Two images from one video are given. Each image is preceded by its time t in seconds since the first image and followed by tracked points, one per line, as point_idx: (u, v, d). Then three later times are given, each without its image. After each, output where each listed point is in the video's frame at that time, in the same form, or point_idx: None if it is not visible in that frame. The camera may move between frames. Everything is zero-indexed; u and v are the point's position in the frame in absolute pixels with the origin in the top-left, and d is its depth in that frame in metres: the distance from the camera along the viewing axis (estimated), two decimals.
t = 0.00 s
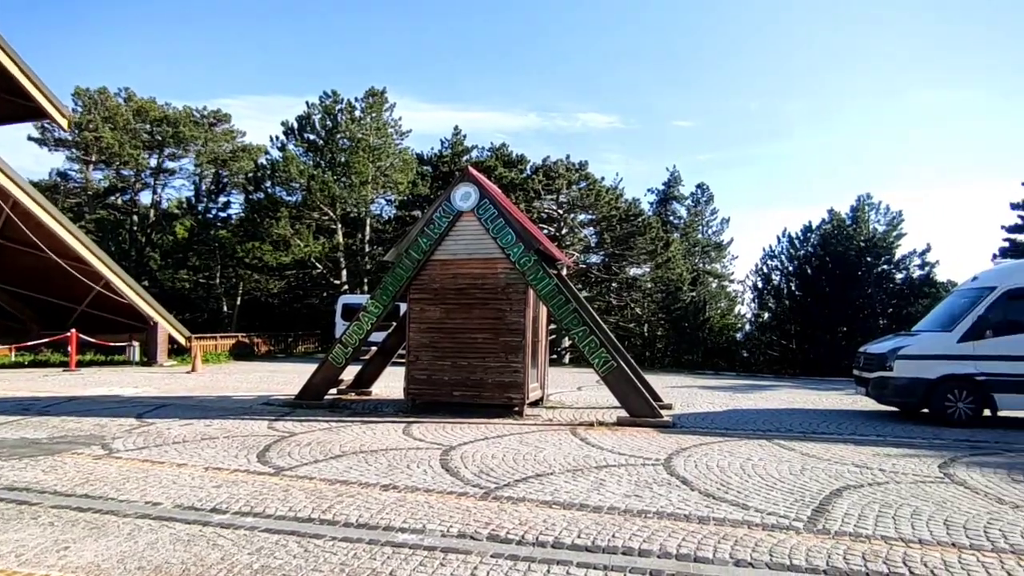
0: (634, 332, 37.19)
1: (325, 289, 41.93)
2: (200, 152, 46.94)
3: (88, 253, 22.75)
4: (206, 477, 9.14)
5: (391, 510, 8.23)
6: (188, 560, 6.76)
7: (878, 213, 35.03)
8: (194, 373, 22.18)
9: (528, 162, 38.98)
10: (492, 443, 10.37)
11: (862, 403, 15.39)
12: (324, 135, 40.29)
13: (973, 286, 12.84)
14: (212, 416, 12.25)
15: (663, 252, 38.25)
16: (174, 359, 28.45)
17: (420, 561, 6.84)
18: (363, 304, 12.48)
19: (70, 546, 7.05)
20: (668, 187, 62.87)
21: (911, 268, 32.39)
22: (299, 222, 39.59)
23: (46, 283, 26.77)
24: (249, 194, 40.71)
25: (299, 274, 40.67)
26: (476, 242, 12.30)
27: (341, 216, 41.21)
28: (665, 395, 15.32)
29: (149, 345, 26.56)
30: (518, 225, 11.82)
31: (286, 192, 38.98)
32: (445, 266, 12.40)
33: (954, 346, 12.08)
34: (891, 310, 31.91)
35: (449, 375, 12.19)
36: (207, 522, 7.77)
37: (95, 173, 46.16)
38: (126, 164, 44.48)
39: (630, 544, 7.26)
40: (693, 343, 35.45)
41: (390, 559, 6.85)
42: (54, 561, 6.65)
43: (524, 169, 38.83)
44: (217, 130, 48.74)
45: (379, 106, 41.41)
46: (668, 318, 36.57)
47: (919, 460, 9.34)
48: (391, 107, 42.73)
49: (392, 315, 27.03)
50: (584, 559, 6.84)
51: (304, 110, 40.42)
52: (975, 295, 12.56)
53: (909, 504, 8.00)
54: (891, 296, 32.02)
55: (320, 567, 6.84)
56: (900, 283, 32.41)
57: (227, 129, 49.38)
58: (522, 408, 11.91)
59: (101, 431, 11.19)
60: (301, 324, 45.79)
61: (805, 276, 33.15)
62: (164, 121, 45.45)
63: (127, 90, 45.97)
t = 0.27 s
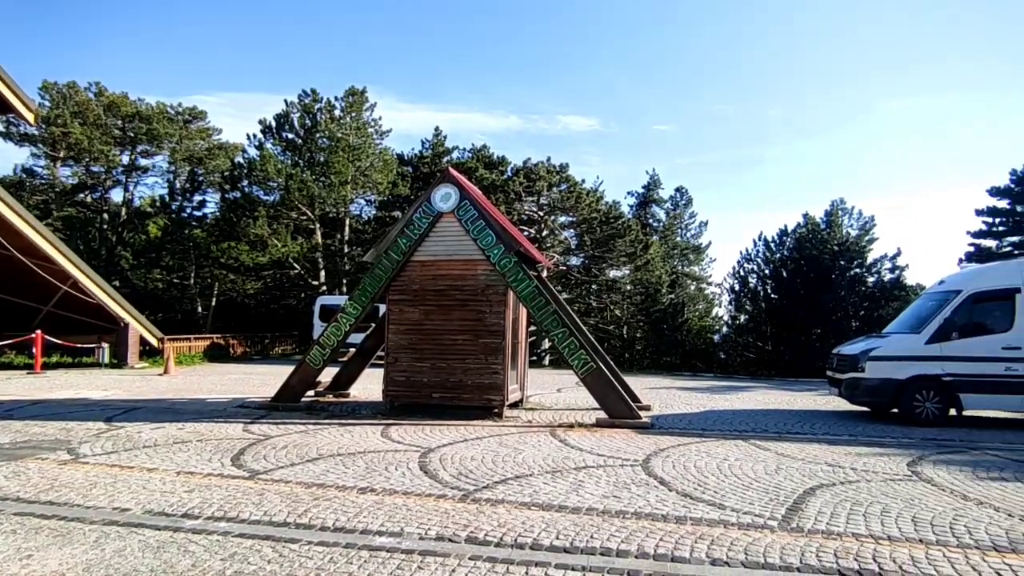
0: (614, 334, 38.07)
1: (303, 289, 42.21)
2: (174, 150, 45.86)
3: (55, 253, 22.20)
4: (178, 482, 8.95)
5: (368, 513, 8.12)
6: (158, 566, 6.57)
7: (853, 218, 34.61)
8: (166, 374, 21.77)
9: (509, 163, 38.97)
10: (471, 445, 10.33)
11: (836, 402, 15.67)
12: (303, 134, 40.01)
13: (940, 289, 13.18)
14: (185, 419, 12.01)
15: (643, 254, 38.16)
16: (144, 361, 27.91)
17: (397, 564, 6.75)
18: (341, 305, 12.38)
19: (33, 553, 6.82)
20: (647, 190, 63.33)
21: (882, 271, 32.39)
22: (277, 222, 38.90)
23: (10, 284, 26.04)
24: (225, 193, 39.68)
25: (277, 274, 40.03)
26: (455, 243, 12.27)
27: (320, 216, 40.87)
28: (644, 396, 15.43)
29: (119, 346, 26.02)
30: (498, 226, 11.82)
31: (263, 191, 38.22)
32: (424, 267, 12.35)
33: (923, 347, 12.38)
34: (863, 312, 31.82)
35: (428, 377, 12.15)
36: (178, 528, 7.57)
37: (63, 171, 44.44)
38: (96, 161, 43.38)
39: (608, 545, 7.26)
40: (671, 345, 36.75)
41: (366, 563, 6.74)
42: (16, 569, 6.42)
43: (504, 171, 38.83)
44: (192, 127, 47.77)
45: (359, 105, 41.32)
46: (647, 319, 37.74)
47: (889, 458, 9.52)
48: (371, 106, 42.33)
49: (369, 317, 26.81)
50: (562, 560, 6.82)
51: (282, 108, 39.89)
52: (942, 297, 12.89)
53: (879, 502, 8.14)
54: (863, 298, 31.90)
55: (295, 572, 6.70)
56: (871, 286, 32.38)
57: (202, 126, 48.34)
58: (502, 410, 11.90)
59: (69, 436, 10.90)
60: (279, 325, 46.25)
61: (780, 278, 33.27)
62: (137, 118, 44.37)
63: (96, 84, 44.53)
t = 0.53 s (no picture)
0: (589, 335, 37.86)
1: (275, 289, 41.24)
2: (144, 145, 45.00)
3: (16, 250, 21.59)
4: (143, 485, 8.73)
5: (340, 515, 7.99)
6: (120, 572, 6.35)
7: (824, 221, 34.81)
8: (132, 374, 21.28)
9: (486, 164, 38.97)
10: (445, 446, 10.28)
11: (806, 402, 15.97)
12: (277, 131, 39.54)
13: (906, 291, 13.49)
14: (152, 421, 11.75)
15: (618, 255, 38.25)
16: (109, 361, 27.25)
17: (368, 567, 6.64)
18: (314, 304, 12.25)
19: None
20: (622, 192, 63.83)
21: (851, 273, 32.86)
22: (249, 219, 38.53)
23: None
24: (195, 189, 39.12)
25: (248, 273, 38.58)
26: (431, 243, 12.22)
27: (294, 214, 40.41)
28: (618, 396, 15.53)
29: (83, 345, 25.28)
30: (473, 225, 11.80)
31: (235, 189, 37.76)
32: (399, 267, 12.28)
33: (888, 348, 12.70)
34: (832, 314, 32.33)
35: (403, 377, 12.08)
36: (143, 532, 7.36)
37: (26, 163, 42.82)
38: (60, 154, 42.14)
39: (581, 544, 7.26)
40: (646, 346, 37.26)
41: (338, 566, 6.61)
42: None
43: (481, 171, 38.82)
44: (161, 122, 46.63)
45: (335, 102, 41.00)
46: (622, 321, 37.65)
47: (855, 456, 9.70)
48: (346, 104, 41.91)
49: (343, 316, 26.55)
50: (535, 561, 6.79)
51: (256, 104, 39.28)
52: (908, 300, 13.20)
53: (846, 499, 8.28)
54: (832, 300, 32.42)
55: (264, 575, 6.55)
56: (840, 288, 32.89)
57: (171, 121, 47.29)
58: (477, 410, 11.87)
59: (29, 438, 10.57)
60: (251, 324, 46.16)
61: (752, 279, 33.63)
62: (105, 111, 43.28)
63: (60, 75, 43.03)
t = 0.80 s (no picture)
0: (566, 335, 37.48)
1: (250, 288, 40.32)
2: (113, 139, 43.84)
3: None
4: (111, 487, 8.52)
5: (315, 516, 7.87)
6: None
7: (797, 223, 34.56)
8: (100, 374, 20.84)
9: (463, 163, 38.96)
10: (421, 446, 10.23)
11: (778, 401, 16.25)
12: (251, 127, 39.09)
13: (876, 292, 13.79)
14: (120, 421, 11.50)
15: (596, 255, 38.69)
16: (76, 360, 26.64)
17: (343, 568, 6.55)
18: (289, 303, 12.11)
19: None
20: (600, 193, 64.22)
21: (823, 275, 32.98)
22: (223, 217, 37.93)
23: None
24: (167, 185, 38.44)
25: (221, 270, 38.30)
26: (408, 242, 12.17)
27: (269, 212, 39.97)
28: (593, 396, 15.64)
29: (48, 344, 24.74)
30: (451, 225, 11.78)
31: (208, 185, 37.13)
32: (375, 266, 12.20)
33: (858, 348, 12.99)
34: (805, 314, 32.45)
35: (378, 376, 12.00)
36: (111, 536, 7.16)
37: None
38: (24, 148, 40.41)
39: (558, 544, 7.23)
40: (622, 346, 36.89)
41: (313, 568, 6.50)
42: None
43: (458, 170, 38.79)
44: (131, 116, 45.59)
45: (311, 99, 40.24)
46: (598, 321, 37.36)
47: (825, 454, 9.88)
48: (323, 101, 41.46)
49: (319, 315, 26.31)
50: (512, 560, 6.76)
51: (230, 100, 38.67)
52: (877, 301, 13.51)
53: (817, 496, 8.42)
54: (805, 301, 32.59)
55: None
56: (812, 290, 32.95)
57: (142, 115, 46.30)
58: (453, 410, 11.85)
59: None
60: (225, 322, 45.80)
61: (727, 279, 33.77)
62: (73, 104, 42.20)
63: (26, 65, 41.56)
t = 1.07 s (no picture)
0: (547, 334, 37.84)
1: (227, 285, 40.33)
2: (85, 132, 41.49)
3: None
4: (82, 489, 8.29)
5: (293, 516, 7.66)
6: None
7: (775, 226, 34.94)
8: (70, 373, 20.36)
9: (446, 161, 38.67)
10: (402, 446, 10.13)
11: (756, 400, 16.51)
12: (230, 122, 38.21)
13: (850, 293, 14.09)
14: (92, 421, 11.24)
15: (578, 255, 38.60)
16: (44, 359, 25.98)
17: (321, 568, 6.36)
18: (268, 301, 11.98)
19: None
20: (582, 193, 64.29)
21: (800, 276, 33.28)
22: (199, 213, 36.68)
23: None
24: (143, 180, 37.61)
25: (199, 268, 38.45)
26: (389, 240, 12.10)
27: (247, 208, 39.32)
28: (574, 395, 15.70)
29: (14, 342, 24.23)
30: (433, 223, 11.74)
31: (185, 180, 36.29)
32: (356, 264, 12.12)
33: (833, 347, 13.27)
34: (782, 314, 32.69)
35: (359, 375, 11.92)
36: (82, 538, 6.90)
37: None
38: None
39: (539, 542, 7.11)
40: (604, 345, 37.01)
41: (291, 568, 6.30)
42: None
43: (441, 169, 38.47)
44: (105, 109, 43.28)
45: (292, 94, 39.26)
46: (580, 320, 37.63)
47: (801, 452, 10.04)
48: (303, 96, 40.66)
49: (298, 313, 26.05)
50: (493, 558, 6.61)
51: (208, 93, 37.84)
52: (853, 301, 13.80)
53: (793, 493, 8.50)
54: (782, 302, 32.83)
55: None
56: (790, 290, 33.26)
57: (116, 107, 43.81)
58: (434, 409, 11.82)
59: None
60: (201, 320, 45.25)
61: (706, 280, 34.01)
62: (42, 95, 40.04)
63: None
